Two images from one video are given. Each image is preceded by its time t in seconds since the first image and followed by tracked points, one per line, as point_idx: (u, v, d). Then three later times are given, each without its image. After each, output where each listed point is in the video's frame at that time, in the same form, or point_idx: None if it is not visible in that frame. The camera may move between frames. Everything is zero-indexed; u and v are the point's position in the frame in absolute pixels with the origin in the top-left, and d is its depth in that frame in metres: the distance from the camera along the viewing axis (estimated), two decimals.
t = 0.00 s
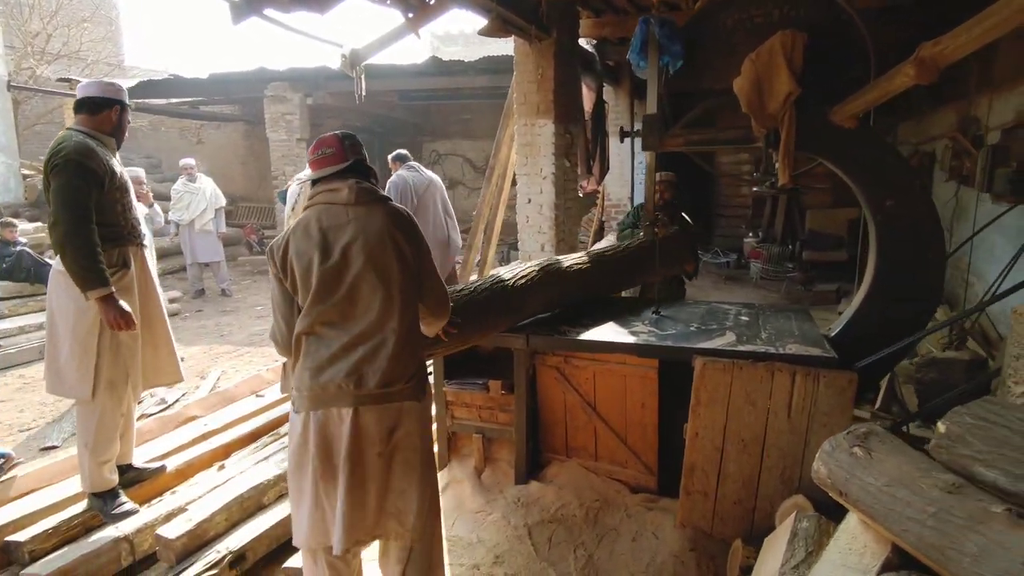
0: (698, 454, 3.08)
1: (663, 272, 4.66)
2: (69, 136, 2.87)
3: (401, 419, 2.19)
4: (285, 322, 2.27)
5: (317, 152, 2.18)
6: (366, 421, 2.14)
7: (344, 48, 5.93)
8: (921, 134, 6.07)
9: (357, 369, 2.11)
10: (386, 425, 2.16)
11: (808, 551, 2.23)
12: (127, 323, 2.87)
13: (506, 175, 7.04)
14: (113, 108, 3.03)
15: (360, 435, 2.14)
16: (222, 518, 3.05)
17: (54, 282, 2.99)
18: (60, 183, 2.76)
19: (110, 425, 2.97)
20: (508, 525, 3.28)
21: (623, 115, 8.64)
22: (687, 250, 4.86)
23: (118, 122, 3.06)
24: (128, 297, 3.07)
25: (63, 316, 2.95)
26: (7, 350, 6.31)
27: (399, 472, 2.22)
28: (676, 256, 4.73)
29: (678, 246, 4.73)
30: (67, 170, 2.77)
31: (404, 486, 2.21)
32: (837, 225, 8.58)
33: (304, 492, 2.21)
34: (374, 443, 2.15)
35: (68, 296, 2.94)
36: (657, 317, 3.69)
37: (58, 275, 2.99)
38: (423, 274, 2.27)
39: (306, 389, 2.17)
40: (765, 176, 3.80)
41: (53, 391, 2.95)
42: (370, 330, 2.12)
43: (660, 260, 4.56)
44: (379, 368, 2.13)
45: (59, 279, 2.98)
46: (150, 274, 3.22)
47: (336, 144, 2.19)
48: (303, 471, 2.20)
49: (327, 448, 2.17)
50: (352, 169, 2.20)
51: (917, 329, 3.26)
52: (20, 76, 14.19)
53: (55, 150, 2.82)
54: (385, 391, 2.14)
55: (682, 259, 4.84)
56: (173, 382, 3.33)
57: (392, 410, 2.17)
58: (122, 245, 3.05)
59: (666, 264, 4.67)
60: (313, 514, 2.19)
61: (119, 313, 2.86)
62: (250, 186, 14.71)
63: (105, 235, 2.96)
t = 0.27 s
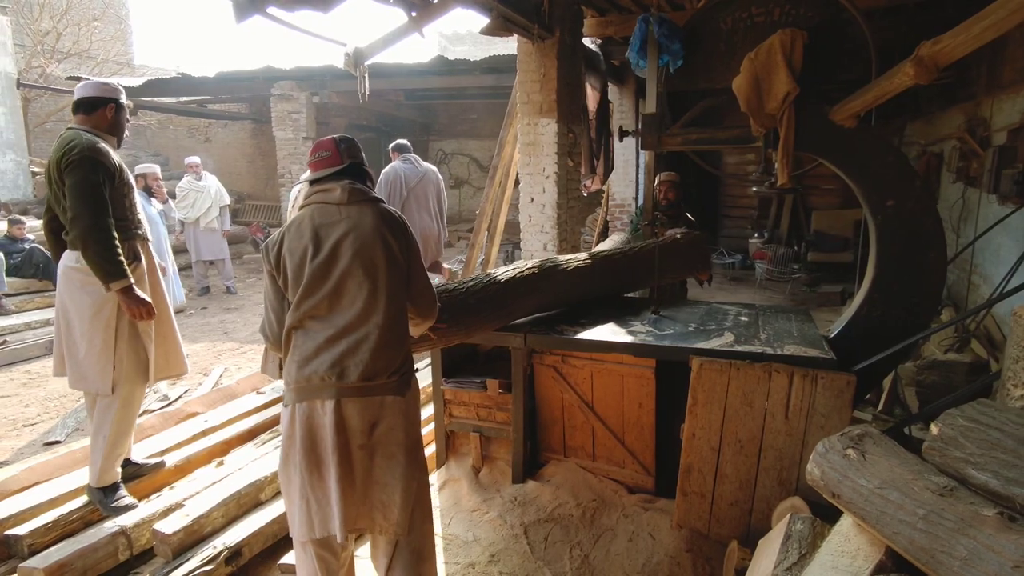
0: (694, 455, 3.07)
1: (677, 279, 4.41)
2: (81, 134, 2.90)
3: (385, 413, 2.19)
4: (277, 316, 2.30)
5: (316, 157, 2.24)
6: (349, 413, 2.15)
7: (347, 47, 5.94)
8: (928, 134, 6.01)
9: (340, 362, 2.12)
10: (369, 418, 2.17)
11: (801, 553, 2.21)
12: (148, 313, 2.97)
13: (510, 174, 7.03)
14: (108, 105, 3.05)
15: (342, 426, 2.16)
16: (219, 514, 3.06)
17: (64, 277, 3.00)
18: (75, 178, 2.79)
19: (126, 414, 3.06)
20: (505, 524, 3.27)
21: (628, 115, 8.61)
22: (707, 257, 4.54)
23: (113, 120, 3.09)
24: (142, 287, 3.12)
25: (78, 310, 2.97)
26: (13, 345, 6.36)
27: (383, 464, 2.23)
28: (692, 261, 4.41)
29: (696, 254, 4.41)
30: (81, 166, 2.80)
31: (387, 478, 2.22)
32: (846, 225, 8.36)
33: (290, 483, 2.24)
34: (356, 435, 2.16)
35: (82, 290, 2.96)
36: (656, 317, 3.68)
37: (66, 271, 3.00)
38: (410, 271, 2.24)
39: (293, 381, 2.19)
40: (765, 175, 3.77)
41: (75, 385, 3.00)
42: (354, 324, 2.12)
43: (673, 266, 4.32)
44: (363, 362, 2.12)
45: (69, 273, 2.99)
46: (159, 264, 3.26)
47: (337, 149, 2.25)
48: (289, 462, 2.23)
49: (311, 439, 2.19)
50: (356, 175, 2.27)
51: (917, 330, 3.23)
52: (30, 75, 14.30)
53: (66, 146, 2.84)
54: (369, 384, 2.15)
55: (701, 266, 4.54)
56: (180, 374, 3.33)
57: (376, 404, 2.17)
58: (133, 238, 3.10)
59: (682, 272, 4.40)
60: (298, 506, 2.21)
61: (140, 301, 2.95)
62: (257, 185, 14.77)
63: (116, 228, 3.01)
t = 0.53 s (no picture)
0: (697, 455, 3.05)
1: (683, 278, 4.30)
2: (91, 137, 3.01)
3: (371, 411, 2.21)
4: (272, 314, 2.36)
5: (317, 157, 2.23)
6: (334, 410, 2.18)
7: (351, 46, 5.94)
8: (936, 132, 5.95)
9: (326, 359, 2.15)
10: (353, 416, 2.18)
11: (803, 554, 2.19)
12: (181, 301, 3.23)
13: (514, 173, 7.02)
14: (99, 102, 3.12)
15: (327, 421, 2.19)
16: (220, 513, 3.07)
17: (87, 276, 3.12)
18: (99, 182, 2.95)
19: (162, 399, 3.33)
20: (506, 524, 3.26)
21: (633, 114, 8.58)
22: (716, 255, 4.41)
23: (106, 115, 3.15)
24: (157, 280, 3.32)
25: (110, 308, 3.14)
26: (21, 344, 6.39)
27: (369, 463, 2.24)
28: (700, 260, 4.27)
29: (703, 252, 4.26)
30: (103, 170, 2.96)
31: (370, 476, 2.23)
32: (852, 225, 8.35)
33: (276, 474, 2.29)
34: (340, 432, 2.18)
35: (113, 288, 3.14)
36: (659, 317, 3.67)
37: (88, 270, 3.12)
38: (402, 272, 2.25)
39: (282, 375, 2.24)
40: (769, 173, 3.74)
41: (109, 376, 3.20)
42: (343, 323, 2.14)
43: (677, 264, 4.21)
44: (349, 361, 2.15)
45: (92, 272, 3.11)
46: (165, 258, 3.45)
47: (337, 151, 2.23)
48: (276, 453, 2.29)
49: (298, 432, 2.24)
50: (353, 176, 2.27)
51: (923, 330, 3.20)
52: (39, 75, 14.39)
53: (81, 151, 2.97)
54: (355, 383, 2.16)
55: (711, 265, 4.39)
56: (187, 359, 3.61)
57: (361, 402, 2.18)
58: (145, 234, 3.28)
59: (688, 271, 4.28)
60: (282, 497, 2.26)
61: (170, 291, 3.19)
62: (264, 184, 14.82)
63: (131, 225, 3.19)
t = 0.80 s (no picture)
0: (701, 455, 3.03)
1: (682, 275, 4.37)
2: (106, 138, 3.07)
3: (371, 406, 2.22)
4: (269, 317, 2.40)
5: (313, 161, 2.30)
6: (333, 406, 2.18)
7: (354, 46, 5.95)
8: (943, 129, 5.90)
9: (324, 359, 2.16)
10: (354, 411, 2.20)
11: (809, 556, 2.16)
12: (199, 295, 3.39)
13: (518, 172, 7.01)
14: (99, 102, 3.17)
15: (328, 419, 2.19)
16: (224, 513, 3.07)
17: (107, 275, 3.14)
18: (124, 181, 3.05)
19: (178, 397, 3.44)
20: (510, 525, 3.25)
21: (638, 112, 8.54)
22: (715, 252, 4.48)
23: (106, 115, 3.20)
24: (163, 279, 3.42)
25: (126, 305, 3.19)
26: (27, 345, 6.42)
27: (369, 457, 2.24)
28: (697, 256, 4.36)
29: (700, 249, 4.35)
30: (126, 170, 3.05)
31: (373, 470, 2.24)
32: (858, 223, 8.31)
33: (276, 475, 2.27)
34: (340, 427, 2.18)
35: (130, 285, 3.19)
36: (664, 316, 3.65)
37: (106, 269, 3.14)
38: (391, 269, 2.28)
39: (280, 377, 2.24)
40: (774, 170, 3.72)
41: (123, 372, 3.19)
42: (337, 322, 2.16)
43: (676, 261, 4.27)
44: (346, 358, 2.16)
45: (110, 271, 3.15)
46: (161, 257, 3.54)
47: (336, 158, 2.32)
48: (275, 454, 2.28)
49: (298, 432, 2.24)
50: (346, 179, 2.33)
51: (929, 329, 3.17)
52: (46, 77, 14.46)
53: (101, 152, 3.04)
54: (352, 379, 2.18)
55: (709, 261, 4.48)
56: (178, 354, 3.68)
57: (360, 397, 2.21)
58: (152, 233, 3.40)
59: (686, 268, 4.36)
60: (286, 496, 2.25)
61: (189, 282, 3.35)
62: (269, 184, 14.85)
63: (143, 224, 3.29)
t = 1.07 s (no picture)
0: (706, 455, 3.02)
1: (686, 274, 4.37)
2: (121, 141, 3.17)
3: (385, 388, 2.45)
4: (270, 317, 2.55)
5: (300, 166, 2.42)
6: (354, 394, 2.36)
7: (358, 46, 5.95)
8: (949, 127, 5.86)
9: (335, 350, 2.31)
10: (371, 395, 2.41)
11: (815, 557, 2.15)
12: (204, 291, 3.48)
13: (521, 171, 7.00)
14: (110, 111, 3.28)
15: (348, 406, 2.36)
16: (228, 513, 3.07)
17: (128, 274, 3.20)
18: (146, 183, 3.17)
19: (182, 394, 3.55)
20: (514, 525, 3.24)
21: (642, 111, 8.52)
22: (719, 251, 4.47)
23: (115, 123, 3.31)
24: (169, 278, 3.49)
25: (140, 303, 3.26)
26: (33, 345, 6.44)
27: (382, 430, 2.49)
28: (700, 254, 4.36)
29: (702, 247, 4.35)
30: (147, 172, 3.18)
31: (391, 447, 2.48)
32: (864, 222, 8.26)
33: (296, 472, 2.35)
34: (361, 410, 2.39)
35: (145, 284, 3.27)
36: (668, 315, 3.63)
37: (125, 268, 3.19)
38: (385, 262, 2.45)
39: (291, 375, 2.34)
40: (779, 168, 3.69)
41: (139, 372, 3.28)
42: (343, 314, 2.32)
43: (679, 260, 4.27)
44: (356, 347, 2.33)
45: (128, 270, 3.20)
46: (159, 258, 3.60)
47: (321, 162, 2.43)
48: (292, 452, 2.35)
49: (315, 426, 2.34)
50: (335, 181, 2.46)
51: (936, 328, 3.15)
52: (51, 79, 14.52)
53: (122, 155, 3.14)
54: (365, 367, 2.37)
55: (712, 260, 4.48)
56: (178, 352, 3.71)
57: (375, 382, 2.41)
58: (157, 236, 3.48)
59: (690, 266, 4.36)
60: (311, 490, 2.34)
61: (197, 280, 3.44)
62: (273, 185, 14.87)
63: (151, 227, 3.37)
